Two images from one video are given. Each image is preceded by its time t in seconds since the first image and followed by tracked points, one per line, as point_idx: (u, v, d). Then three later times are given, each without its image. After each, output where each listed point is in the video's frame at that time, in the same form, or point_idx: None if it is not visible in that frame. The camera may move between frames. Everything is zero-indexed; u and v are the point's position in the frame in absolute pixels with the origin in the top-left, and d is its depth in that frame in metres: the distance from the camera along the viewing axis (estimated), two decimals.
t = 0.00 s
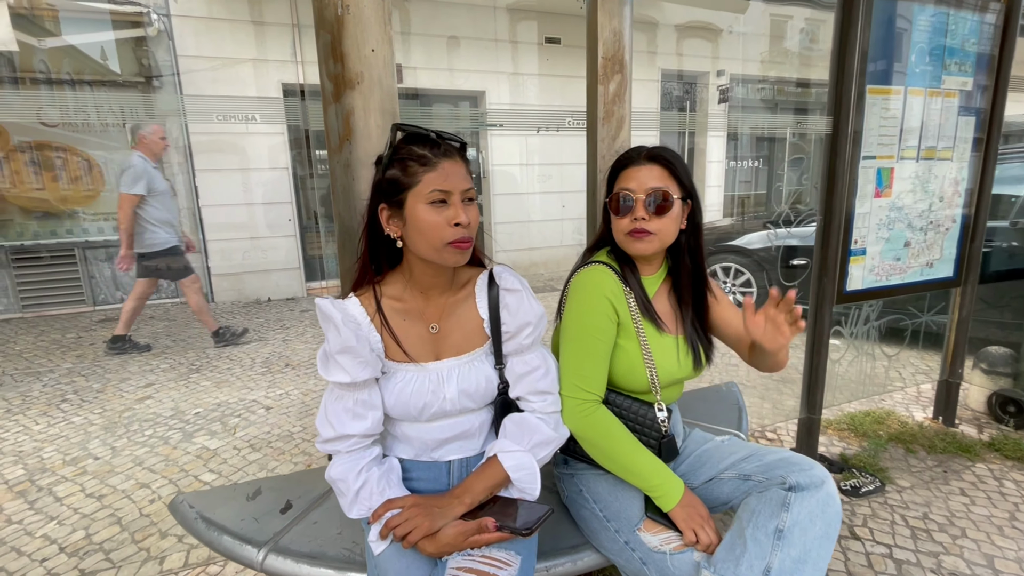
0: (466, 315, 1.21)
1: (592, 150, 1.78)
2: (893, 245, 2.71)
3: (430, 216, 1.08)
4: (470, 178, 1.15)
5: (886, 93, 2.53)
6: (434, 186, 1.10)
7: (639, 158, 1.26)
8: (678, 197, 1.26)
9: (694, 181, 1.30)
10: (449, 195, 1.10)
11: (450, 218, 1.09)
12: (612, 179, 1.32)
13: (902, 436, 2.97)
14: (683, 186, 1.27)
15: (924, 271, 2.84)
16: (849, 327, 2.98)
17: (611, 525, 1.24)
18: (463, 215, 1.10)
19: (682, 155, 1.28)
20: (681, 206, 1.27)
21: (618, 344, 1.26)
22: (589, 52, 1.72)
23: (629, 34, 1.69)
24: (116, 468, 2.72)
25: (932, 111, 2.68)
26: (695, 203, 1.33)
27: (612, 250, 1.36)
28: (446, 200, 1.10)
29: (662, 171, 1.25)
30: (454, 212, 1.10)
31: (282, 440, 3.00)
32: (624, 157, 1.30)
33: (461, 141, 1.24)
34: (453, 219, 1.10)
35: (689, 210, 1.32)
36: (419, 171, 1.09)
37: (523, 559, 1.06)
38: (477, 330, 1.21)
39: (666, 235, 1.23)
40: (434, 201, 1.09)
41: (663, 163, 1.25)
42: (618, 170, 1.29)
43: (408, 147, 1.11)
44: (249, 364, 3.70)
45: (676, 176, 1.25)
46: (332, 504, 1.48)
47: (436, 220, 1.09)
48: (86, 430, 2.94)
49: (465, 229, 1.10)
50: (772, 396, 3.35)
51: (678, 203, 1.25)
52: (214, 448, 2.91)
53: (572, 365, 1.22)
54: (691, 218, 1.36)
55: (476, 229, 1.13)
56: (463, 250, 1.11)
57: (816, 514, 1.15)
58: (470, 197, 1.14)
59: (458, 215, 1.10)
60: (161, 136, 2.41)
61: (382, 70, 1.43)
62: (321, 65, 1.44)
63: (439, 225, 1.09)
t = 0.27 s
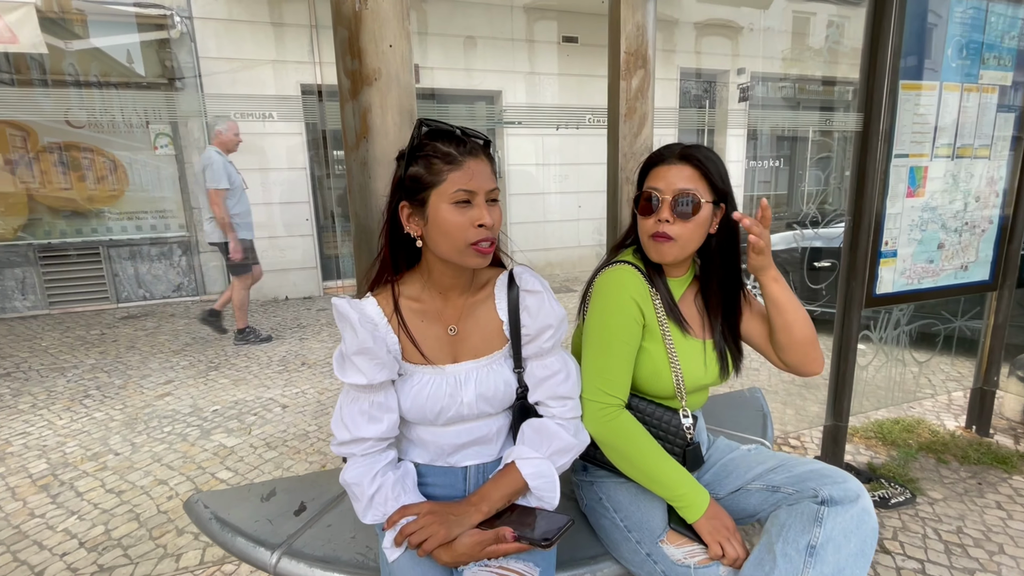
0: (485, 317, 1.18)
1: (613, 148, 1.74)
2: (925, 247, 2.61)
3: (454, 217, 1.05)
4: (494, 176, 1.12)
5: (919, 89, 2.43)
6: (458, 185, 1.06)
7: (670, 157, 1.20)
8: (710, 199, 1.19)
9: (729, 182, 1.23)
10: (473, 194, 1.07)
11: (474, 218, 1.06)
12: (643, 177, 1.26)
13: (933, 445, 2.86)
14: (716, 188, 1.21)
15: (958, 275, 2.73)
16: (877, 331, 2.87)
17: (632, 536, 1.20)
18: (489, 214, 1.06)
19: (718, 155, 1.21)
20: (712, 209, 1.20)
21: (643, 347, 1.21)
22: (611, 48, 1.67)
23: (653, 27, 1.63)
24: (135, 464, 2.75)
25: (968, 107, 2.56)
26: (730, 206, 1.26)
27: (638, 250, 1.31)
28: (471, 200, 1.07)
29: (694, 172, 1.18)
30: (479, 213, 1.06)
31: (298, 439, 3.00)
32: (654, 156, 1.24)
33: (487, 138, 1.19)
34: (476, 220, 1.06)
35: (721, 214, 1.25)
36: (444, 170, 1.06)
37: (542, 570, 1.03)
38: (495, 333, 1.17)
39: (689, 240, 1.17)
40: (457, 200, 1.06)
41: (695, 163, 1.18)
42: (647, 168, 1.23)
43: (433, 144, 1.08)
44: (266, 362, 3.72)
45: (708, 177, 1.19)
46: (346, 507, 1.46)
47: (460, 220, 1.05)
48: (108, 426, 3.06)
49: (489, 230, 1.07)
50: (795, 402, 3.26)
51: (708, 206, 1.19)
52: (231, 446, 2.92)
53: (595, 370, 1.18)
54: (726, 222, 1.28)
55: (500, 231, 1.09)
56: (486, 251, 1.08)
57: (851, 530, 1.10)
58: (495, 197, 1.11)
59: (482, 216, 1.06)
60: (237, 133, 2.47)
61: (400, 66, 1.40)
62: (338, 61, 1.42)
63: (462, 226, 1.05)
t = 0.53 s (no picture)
0: (497, 318, 1.16)
1: (629, 146, 1.71)
2: (957, 248, 2.51)
3: (466, 217, 1.04)
4: (506, 176, 1.11)
5: (951, 84, 2.34)
6: (470, 184, 1.05)
7: (688, 157, 1.17)
8: (728, 201, 1.16)
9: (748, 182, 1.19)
10: (485, 193, 1.06)
11: (485, 219, 1.05)
12: (660, 177, 1.24)
13: (964, 456, 2.75)
14: (735, 189, 1.17)
15: (992, 277, 2.62)
16: (904, 335, 2.78)
17: (645, 542, 1.17)
18: (499, 214, 1.05)
19: (737, 155, 1.18)
20: (731, 211, 1.17)
21: (658, 349, 1.18)
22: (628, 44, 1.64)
23: (670, 23, 1.60)
24: (156, 458, 2.81)
25: (1004, 103, 2.46)
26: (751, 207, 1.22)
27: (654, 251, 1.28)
28: (482, 199, 1.06)
29: (711, 173, 1.15)
30: (491, 213, 1.06)
31: (314, 436, 3.03)
32: (672, 155, 1.21)
33: (501, 138, 1.19)
34: (488, 221, 1.06)
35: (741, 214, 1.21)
36: (455, 169, 1.05)
37: None
38: (507, 334, 1.16)
39: (705, 243, 1.15)
40: (469, 200, 1.05)
41: (713, 164, 1.15)
42: (664, 167, 1.21)
43: (445, 143, 1.07)
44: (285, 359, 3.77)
45: (726, 178, 1.15)
46: (357, 505, 1.46)
47: (471, 220, 1.05)
48: (132, 419, 3.14)
49: (500, 230, 1.06)
50: (816, 407, 3.17)
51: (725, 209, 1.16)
52: (248, 442, 2.96)
53: (608, 371, 1.16)
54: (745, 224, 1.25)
55: (512, 232, 1.09)
56: (496, 252, 1.07)
57: (874, 542, 1.06)
58: (507, 196, 1.09)
59: (494, 216, 1.05)
60: (305, 138, 2.68)
61: (414, 64, 1.40)
62: (353, 60, 1.42)
63: (473, 226, 1.05)
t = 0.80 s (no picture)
0: (493, 314, 1.16)
1: (637, 143, 1.69)
2: (986, 247, 2.40)
3: (458, 212, 1.04)
4: (500, 171, 1.10)
5: (983, 76, 2.23)
6: (463, 180, 1.05)
7: (689, 153, 1.14)
8: (730, 198, 1.13)
9: (753, 178, 1.15)
10: (477, 189, 1.06)
11: (478, 214, 1.05)
12: (662, 172, 1.21)
13: (994, 465, 2.63)
14: (738, 185, 1.14)
15: None
16: (929, 338, 2.68)
17: (642, 543, 1.16)
18: (491, 210, 1.05)
19: (742, 150, 1.14)
20: (733, 208, 1.14)
21: (658, 347, 1.16)
22: (636, 40, 1.62)
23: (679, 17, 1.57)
24: (177, 449, 2.89)
25: None
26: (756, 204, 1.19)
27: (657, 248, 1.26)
28: (475, 195, 1.06)
29: (713, 168, 1.12)
30: (482, 208, 1.06)
31: (328, 431, 3.07)
32: (674, 149, 1.17)
33: (497, 133, 1.18)
34: (480, 216, 1.06)
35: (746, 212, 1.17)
36: (448, 165, 1.05)
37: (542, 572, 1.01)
38: (503, 330, 1.16)
39: (705, 241, 1.13)
40: (461, 195, 1.05)
41: (715, 159, 1.12)
42: (666, 163, 1.18)
43: (439, 139, 1.07)
44: (302, 355, 3.84)
45: (728, 175, 1.12)
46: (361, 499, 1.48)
47: (463, 216, 1.05)
48: (155, 411, 3.24)
49: (492, 225, 1.06)
50: (837, 411, 3.08)
51: (726, 206, 1.13)
52: (265, 435, 3.02)
53: (606, 369, 1.14)
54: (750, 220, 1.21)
55: (505, 227, 1.08)
56: (488, 247, 1.07)
57: (879, 549, 1.02)
58: (500, 191, 1.09)
59: (486, 212, 1.05)
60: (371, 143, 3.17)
61: (417, 62, 1.40)
62: (359, 59, 1.44)
63: (465, 221, 1.05)
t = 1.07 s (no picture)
0: (480, 312, 1.19)
1: (635, 143, 1.70)
2: (1006, 247, 2.32)
3: (440, 214, 1.08)
4: (482, 173, 1.13)
5: (1005, 71, 2.14)
6: (444, 182, 1.08)
7: (672, 154, 1.15)
8: (712, 199, 1.14)
9: (737, 179, 1.16)
10: (458, 191, 1.08)
11: (459, 215, 1.08)
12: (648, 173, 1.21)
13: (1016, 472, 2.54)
14: (722, 186, 1.14)
15: None
16: (944, 342, 2.61)
17: (626, 539, 1.17)
18: (471, 212, 1.08)
19: (726, 150, 1.14)
20: (716, 209, 1.15)
21: (642, 347, 1.17)
22: (633, 39, 1.63)
23: (676, 17, 1.57)
24: (196, 441, 3.00)
25: None
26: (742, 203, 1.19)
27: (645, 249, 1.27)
28: (456, 197, 1.09)
29: (695, 169, 1.13)
30: (464, 210, 1.08)
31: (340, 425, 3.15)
32: (659, 150, 1.18)
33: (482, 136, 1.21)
34: (461, 217, 1.08)
35: (731, 212, 1.17)
36: (430, 168, 1.09)
37: (518, 564, 1.03)
38: (489, 328, 1.18)
39: (689, 242, 1.13)
40: (443, 197, 1.08)
41: (698, 160, 1.13)
42: (651, 165, 1.19)
43: (422, 143, 1.10)
44: (318, 351, 3.94)
45: (710, 176, 1.13)
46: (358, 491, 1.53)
47: (444, 218, 1.08)
48: (177, 404, 3.37)
49: (473, 227, 1.09)
50: (852, 414, 3.01)
51: (709, 206, 1.13)
52: (279, 428, 3.11)
53: (590, 368, 1.16)
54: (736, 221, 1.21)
55: (486, 228, 1.11)
56: (470, 248, 1.10)
57: (861, 551, 1.02)
58: (481, 193, 1.12)
59: (467, 213, 1.08)
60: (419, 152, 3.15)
61: (413, 66, 1.44)
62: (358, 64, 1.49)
63: (447, 223, 1.08)
